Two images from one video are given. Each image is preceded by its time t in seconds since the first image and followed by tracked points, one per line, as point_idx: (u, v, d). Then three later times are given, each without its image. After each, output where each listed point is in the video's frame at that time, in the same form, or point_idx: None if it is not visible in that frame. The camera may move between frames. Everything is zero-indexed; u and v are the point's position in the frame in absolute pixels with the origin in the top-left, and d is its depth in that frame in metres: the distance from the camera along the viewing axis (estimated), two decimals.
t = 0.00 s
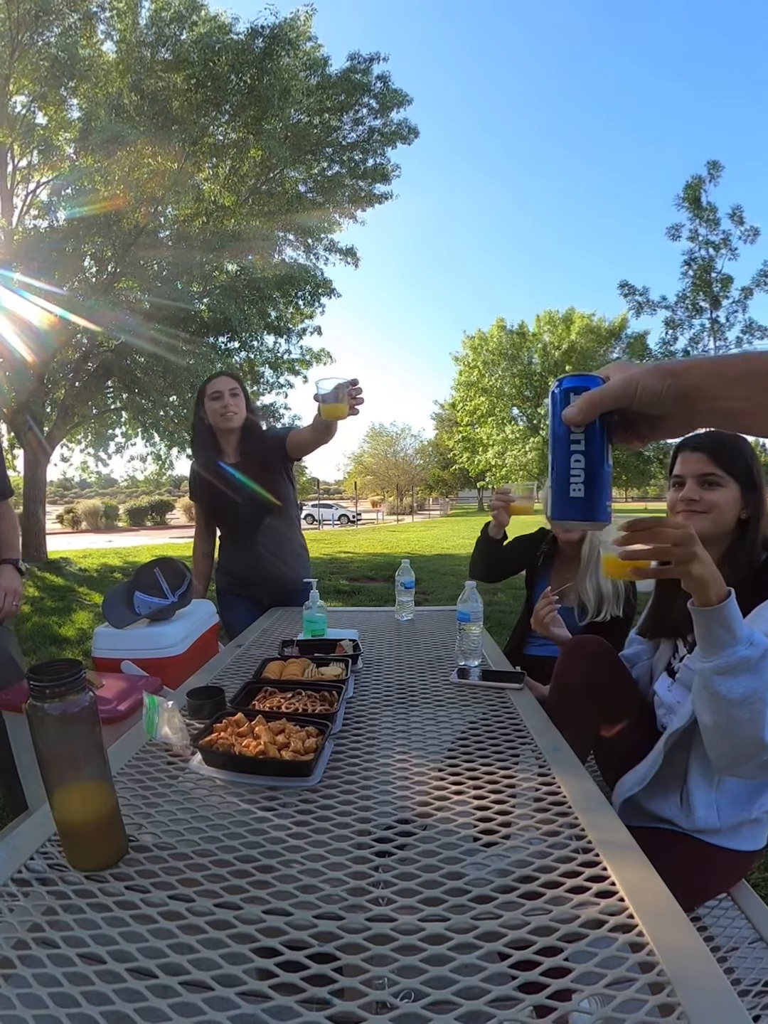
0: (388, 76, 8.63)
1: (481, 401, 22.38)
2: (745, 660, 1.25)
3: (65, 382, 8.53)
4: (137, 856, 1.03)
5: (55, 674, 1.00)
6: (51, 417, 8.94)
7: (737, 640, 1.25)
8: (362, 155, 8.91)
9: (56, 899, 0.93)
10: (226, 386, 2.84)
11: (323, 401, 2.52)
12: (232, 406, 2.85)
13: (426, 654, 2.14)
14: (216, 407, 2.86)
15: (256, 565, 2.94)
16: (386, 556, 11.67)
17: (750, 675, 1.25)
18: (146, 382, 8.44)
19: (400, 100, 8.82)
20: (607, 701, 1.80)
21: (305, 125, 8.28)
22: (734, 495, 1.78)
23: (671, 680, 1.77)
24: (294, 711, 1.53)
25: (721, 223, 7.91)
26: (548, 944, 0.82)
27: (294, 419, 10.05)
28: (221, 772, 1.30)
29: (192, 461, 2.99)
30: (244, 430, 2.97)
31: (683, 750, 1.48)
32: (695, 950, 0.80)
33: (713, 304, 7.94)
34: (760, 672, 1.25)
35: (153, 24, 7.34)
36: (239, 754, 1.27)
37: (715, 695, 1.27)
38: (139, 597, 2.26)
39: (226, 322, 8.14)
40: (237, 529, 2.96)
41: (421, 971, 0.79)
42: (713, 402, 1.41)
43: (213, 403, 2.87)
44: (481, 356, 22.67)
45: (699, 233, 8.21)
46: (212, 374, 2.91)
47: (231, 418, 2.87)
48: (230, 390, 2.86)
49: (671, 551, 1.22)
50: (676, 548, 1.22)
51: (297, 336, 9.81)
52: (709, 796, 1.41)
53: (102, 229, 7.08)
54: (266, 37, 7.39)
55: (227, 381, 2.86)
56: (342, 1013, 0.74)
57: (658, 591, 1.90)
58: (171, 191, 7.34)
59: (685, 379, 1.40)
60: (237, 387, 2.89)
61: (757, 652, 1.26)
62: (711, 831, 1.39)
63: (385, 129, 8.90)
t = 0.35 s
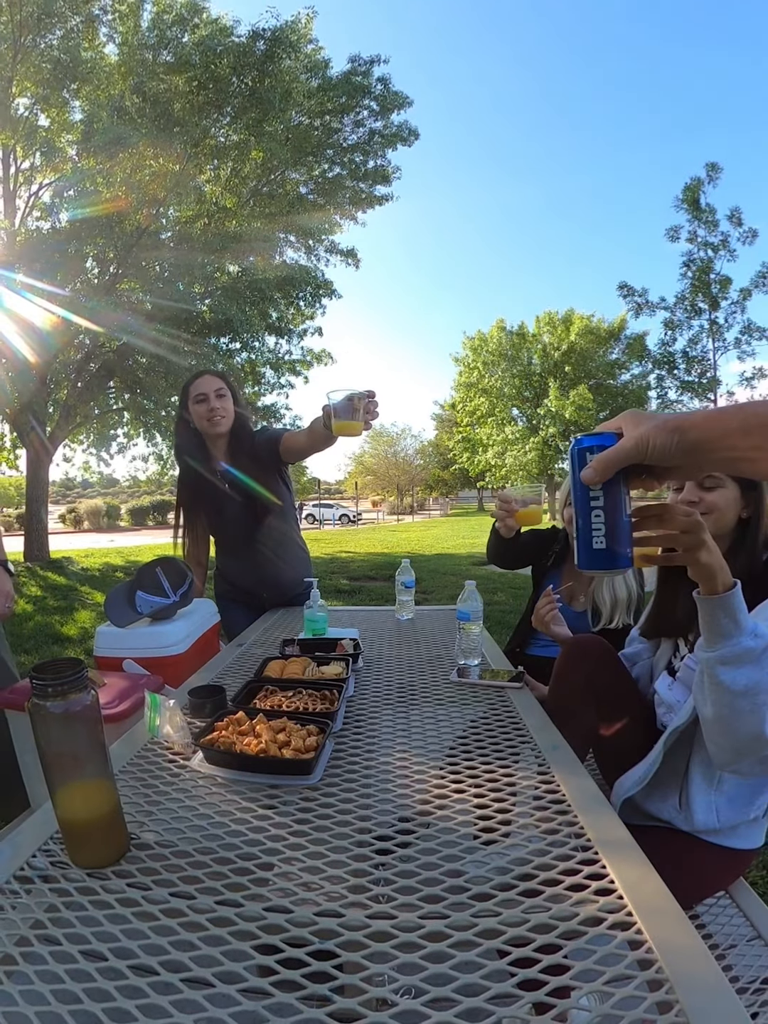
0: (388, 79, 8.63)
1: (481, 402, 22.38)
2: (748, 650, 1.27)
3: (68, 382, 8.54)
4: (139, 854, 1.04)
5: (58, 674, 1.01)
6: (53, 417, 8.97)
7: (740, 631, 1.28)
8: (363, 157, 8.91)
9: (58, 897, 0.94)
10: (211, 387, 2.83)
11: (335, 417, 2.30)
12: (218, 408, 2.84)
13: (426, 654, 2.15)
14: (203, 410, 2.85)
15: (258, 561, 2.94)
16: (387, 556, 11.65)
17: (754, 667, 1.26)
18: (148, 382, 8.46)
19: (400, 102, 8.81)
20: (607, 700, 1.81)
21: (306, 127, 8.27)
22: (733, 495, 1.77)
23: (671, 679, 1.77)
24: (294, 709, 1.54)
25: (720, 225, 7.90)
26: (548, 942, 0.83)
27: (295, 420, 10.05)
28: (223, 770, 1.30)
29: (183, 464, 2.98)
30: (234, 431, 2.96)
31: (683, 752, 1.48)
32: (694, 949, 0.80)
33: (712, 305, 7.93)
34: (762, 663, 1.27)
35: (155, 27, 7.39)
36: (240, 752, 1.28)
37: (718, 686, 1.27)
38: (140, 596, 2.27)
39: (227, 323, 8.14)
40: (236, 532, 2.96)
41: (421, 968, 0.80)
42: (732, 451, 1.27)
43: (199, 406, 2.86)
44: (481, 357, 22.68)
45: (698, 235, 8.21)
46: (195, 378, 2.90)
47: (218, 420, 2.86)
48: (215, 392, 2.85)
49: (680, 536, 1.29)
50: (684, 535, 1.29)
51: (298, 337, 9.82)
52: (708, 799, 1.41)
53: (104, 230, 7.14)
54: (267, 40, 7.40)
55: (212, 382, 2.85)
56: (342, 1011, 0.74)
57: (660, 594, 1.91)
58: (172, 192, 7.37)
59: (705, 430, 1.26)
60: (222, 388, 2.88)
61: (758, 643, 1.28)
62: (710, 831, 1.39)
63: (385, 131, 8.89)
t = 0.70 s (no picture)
0: (389, 81, 8.63)
1: (481, 403, 22.36)
2: (723, 687, 1.26)
3: (71, 383, 8.57)
4: (141, 851, 1.05)
5: (61, 672, 1.02)
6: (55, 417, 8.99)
7: (716, 666, 1.27)
8: (364, 159, 8.89)
9: (61, 894, 0.95)
10: (206, 395, 2.81)
11: (353, 419, 2.25)
12: (213, 417, 2.83)
13: (426, 653, 2.16)
14: (198, 418, 2.83)
15: (262, 563, 2.96)
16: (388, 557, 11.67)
17: (730, 701, 1.26)
18: (151, 383, 8.47)
19: (401, 104, 8.81)
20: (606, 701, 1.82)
21: (307, 129, 8.27)
22: (712, 503, 1.75)
23: (670, 679, 1.78)
24: (296, 708, 1.55)
25: (720, 226, 7.89)
26: (547, 940, 0.83)
27: (296, 420, 10.06)
28: (225, 767, 1.32)
29: (182, 475, 2.99)
30: (230, 438, 2.95)
31: (680, 754, 1.48)
32: (692, 948, 0.81)
33: (711, 306, 7.91)
34: (737, 699, 1.26)
35: (157, 30, 7.42)
36: (241, 750, 1.29)
37: (695, 719, 1.29)
38: (143, 596, 2.29)
39: (229, 324, 8.12)
40: (235, 535, 2.95)
41: (421, 965, 0.81)
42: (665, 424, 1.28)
43: (194, 414, 2.83)
44: (482, 358, 22.69)
45: (697, 237, 8.20)
46: (185, 387, 2.87)
47: (213, 428, 2.84)
48: (210, 400, 2.83)
49: (642, 589, 1.28)
50: (646, 587, 1.28)
51: (299, 337, 9.83)
52: (704, 801, 1.41)
53: (107, 233, 7.20)
54: (269, 42, 7.42)
55: (206, 390, 2.83)
56: (343, 1008, 0.75)
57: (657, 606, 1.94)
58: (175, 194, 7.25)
59: (638, 394, 1.32)
60: (217, 395, 2.87)
61: (736, 678, 1.27)
62: (707, 830, 1.39)
63: (386, 133, 8.87)
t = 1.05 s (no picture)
0: (391, 84, 8.64)
1: (483, 404, 22.35)
2: (644, 753, 1.30)
3: (74, 384, 8.61)
4: (145, 848, 1.06)
5: (65, 669, 1.04)
6: (61, 418, 9.02)
7: (635, 735, 1.31)
8: (366, 162, 8.89)
9: (65, 891, 0.96)
10: (207, 402, 2.81)
11: (381, 425, 2.19)
12: (215, 424, 2.83)
13: (427, 652, 2.17)
14: (200, 424, 2.83)
15: (267, 567, 2.97)
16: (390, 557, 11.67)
17: (659, 761, 1.29)
18: (154, 384, 8.48)
19: (402, 107, 8.81)
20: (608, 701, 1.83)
21: (309, 132, 8.27)
22: (702, 509, 1.75)
23: (670, 680, 1.78)
24: (298, 706, 1.56)
25: (720, 228, 7.87)
26: (547, 937, 0.84)
27: (298, 421, 10.07)
28: (228, 765, 1.33)
29: (185, 482, 3.00)
30: (232, 443, 2.95)
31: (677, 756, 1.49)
32: (689, 945, 0.82)
33: (711, 307, 7.89)
34: (661, 757, 1.29)
35: (160, 34, 7.44)
36: (244, 748, 1.30)
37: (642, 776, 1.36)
38: (146, 595, 2.31)
39: (232, 325, 8.12)
40: (240, 538, 2.98)
41: (422, 962, 0.81)
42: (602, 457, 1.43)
43: (196, 421, 2.83)
44: (483, 358, 22.69)
45: (697, 238, 8.18)
46: (186, 394, 2.85)
47: (215, 434, 2.84)
48: (212, 407, 2.83)
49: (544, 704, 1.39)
50: (546, 701, 1.39)
51: (301, 338, 9.85)
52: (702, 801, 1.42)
53: (110, 235, 7.25)
54: (271, 45, 7.43)
55: (208, 397, 2.83)
56: (344, 1004, 0.76)
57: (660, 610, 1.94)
58: (178, 196, 7.47)
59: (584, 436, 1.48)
60: (219, 401, 2.86)
61: (652, 743, 1.29)
62: (705, 830, 1.40)
63: (387, 135, 8.87)
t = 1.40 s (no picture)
0: (392, 87, 8.65)
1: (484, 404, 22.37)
2: (632, 762, 1.31)
3: (79, 385, 8.65)
4: (148, 845, 1.08)
5: (69, 668, 1.05)
6: (65, 419, 9.05)
7: (619, 750, 1.32)
8: (368, 164, 8.90)
9: (69, 887, 0.97)
10: (209, 405, 2.82)
11: (389, 425, 2.19)
12: (219, 426, 2.83)
13: (429, 651, 2.18)
14: (203, 427, 2.84)
15: (270, 567, 2.99)
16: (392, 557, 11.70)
17: (646, 772, 1.30)
18: (158, 385, 8.51)
19: (404, 109, 8.81)
20: (608, 700, 1.83)
21: (311, 135, 8.26)
22: (707, 510, 1.75)
23: (672, 679, 1.79)
24: (301, 704, 1.57)
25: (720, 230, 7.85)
26: (547, 934, 0.85)
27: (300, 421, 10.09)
28: (231, 763, 1.34)
29: (188, 483, 3.01)
30: (236, 445, 2.95)
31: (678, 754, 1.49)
32: (688, 942, 0.83)
33: (711, 308, 7.89)
34: (648, 764, 1.29)
35: (163, 37, 7.45)
36: (247, 746, 1.31)
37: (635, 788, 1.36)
38: (150, 594, 2.33)
39: (235, 327, 8.11)
40: (244, 540, 2.98)
41: (422, 959, 0.82)
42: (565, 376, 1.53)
43: (199, 424, 2.84)
44: (485, 359, 22.71)
45: (697, 239, 8.17)
46: (188, 397, 2.85)
47: (219, 437, 2.85)
48: (215, 410, 2.84)
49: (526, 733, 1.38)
50: (527, 730, 1.38)
51: (304, 340, 9.87)
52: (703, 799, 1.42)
53: (114, 237, 7.29)
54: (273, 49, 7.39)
55: (211, 400, 2.84)
56: (345, 1000, 0.77)
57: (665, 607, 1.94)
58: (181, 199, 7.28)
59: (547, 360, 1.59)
60: (222, 404, 2.87)
61: (638, 753, 1.30)
62: (705, 828, 1.41)
63: (389, 138, 8.89)
